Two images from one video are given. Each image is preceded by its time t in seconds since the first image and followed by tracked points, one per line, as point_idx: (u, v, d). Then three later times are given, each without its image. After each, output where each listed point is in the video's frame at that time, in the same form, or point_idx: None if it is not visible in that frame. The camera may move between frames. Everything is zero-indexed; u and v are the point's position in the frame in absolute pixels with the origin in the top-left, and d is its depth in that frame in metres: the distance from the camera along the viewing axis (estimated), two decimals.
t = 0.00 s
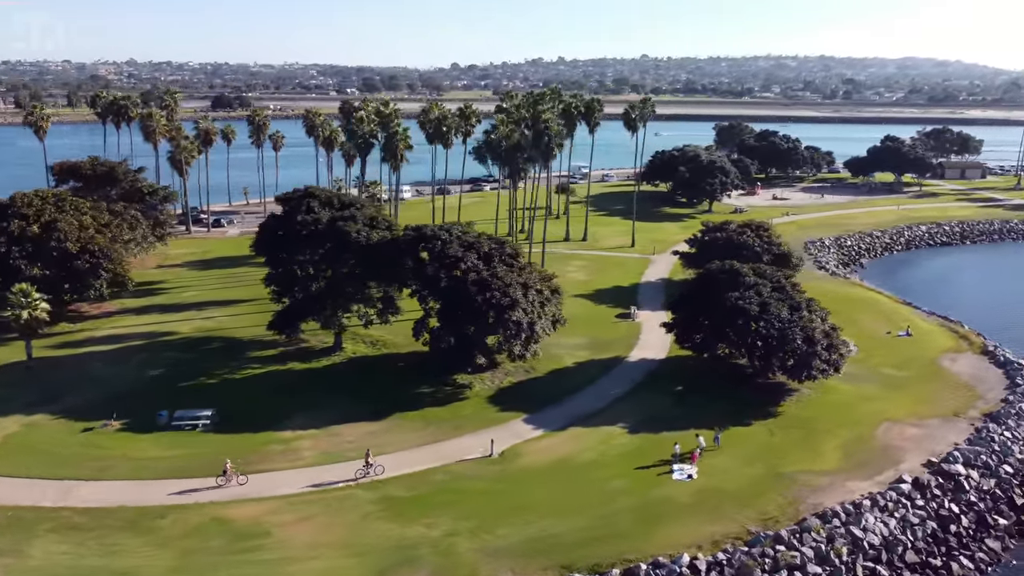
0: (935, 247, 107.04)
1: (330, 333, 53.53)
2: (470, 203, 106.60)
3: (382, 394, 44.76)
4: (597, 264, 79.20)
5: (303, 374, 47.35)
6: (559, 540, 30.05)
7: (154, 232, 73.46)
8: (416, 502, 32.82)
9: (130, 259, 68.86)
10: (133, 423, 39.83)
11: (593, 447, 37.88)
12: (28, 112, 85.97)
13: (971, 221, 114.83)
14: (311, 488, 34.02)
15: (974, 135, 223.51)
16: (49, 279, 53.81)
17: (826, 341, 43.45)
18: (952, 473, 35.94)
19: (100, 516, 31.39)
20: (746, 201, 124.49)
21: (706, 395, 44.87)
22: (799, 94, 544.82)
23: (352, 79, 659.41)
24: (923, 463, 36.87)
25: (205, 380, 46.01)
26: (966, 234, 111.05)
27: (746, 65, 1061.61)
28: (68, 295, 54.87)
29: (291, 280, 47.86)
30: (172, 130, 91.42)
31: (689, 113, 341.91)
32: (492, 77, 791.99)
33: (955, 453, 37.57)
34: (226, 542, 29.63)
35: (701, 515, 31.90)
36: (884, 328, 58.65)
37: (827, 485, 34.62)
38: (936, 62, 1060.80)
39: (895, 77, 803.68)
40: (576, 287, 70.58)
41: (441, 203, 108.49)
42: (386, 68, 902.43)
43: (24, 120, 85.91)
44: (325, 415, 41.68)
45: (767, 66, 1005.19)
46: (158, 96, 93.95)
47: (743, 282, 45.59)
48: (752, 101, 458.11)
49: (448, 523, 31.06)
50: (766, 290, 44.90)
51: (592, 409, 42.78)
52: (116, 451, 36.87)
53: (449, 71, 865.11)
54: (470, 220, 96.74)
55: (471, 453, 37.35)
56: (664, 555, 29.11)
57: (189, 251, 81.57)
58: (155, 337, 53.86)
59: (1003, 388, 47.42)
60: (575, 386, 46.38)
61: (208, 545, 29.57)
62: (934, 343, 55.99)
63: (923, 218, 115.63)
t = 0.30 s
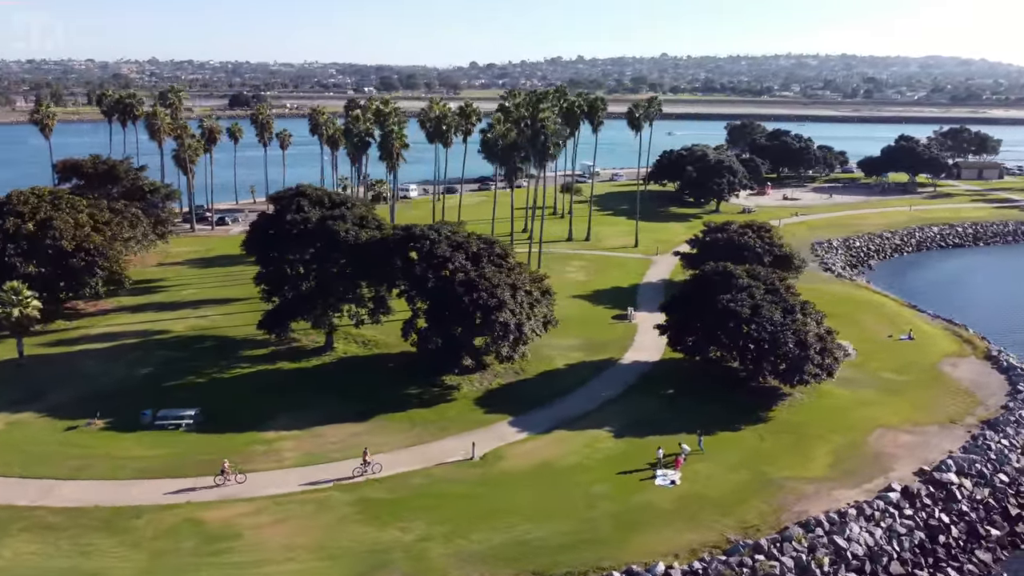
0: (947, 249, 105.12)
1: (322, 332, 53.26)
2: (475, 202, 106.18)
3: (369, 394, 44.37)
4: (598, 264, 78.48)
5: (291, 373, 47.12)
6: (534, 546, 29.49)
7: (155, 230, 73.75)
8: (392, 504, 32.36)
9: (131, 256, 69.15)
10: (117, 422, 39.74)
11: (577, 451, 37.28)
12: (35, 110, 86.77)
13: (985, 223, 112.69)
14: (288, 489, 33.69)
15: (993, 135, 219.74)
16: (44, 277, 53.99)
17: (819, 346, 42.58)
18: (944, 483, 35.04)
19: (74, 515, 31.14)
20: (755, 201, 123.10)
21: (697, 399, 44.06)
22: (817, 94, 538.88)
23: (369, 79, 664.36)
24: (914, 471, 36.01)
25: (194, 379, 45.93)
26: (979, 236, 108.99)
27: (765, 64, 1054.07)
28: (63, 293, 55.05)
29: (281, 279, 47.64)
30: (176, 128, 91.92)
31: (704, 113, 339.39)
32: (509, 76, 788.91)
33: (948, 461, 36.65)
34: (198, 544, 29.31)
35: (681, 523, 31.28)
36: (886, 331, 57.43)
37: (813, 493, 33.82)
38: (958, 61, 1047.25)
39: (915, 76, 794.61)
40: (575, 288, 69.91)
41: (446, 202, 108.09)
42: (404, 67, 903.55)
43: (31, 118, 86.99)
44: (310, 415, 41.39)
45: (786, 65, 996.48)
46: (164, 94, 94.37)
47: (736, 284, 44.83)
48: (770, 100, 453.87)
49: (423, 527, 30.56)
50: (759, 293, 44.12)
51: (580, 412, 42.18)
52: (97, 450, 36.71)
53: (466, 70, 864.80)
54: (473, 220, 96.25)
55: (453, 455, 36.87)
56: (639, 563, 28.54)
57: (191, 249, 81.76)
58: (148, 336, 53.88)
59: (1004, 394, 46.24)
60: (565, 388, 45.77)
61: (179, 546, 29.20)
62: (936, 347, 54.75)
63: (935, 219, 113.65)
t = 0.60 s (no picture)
0: (958, 251, 103.44)
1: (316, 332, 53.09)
2: (479, 201, 105.81)
3: (357, 395, 44.13)
4: (600, 264, 77.93)
5: (282, 374, 46.97)
6: (509, 553, 29.09)
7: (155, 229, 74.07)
8: (370, 508, 32.07)
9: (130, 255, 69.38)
10: (103, 421, 39.74)
11: (562, 455, 36.81)
12: (40, 109, 87.32)
13: (998, 224, 110.88)
14: (267, 492, 33.50)
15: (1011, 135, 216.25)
16: (40, 275, 53.91)
17: (812, 349, 41.89)
18: (935, 490, 34.29)
19: (51, 515, 31.10)
20: (763, 201, 121.91)
21: (689, 402, 43.45)
22: (833, 92, 533.71)
23: (383, 77, 665.47)
24: (906, 478, 35.26)
25: (183, 378, 45.90)
26: (991, 237, 107.23)
27: (781, 63, 1046.09)
28: (59, 291, 55.08)
29: (272, 278, 47.43)
30: (180, 126, 92.30)
31: (718, 113, 337.24)
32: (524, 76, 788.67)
33: (941, 468, 35.82)
34: (171, 546, 29.17)
35: (662, 529, 30.78)
36: (887, 335, 56.49)
37: (799, 500, 33.19)
38: (977, 60, 1034.19)
39: (935, 76, 783.74)
40: (574, 288, 69.35)
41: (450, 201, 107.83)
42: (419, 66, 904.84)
43: (35, 117, 87.44)
44: (295, 416, 41.18)
45: (803, 64, 988.10)
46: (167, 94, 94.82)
47: (729, 286, 44.16)
48: (786, 99, 449.94)
49: (399, 531, 30.26)
50: (752, 295, 43.44)
51: (568, 415, 41.71)
52: (80, 450, 36.73)
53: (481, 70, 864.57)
54: (476, 219, 95.93)
55: (436, 458, 36.54)
56: (616, 570, 28.07)
57: (192, 248, 82.00)
58: (142, 335, 54.02)
59: (1004, 400, 45.29)
60: (555, 390, 45.30)
61: (153, 548, 29.09)
62: (937, 351, 53.79)
63: (946, 220, 112.00)
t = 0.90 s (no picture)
0: (971, 252, 101.48)
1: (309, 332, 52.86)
2: (484, 200, 105.39)
3: (343, 396, 43.80)
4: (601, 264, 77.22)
5: (271, 374, 46.74)
6: (483, 558, 28.55)
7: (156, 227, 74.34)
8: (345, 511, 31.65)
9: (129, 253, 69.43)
10: (87, 420, 39.67)
11: (544, 459, 36.24)
12: (46, 108, 88.03)
13: (1013, 225, 108.68)
14: (244, 492, 33.19)
15: None
16: (36, 273, 54.29)
17: (804, 353, 41.05)
18: (925, 500, 33.41)
19: (25, 513, 30.93)
20: (772, 202, 120.50)
21: (680, 405, 42.71)
22: (852, 92, 527.71)
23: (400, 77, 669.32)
24: (896, 487, 34.39)
25: (172, 378, 45.78)
26: (1006, 239, 105.10)
27: (800, 62, 1037.55)
28: (55, 289, 55.42)
29: (261, 277, 47.24)
30: (186, 124, 92.63)
31: (734, 113, 334.62)
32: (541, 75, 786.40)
33: (933, 477, 34.93)
34: (142, 547, 28.88)
35: (640, 536, 30.11)
36: (888, 338, 55.40)
37: (784, 508, 32.37)
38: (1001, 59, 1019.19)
39: (957, 75, 773.02)
40: (573, 288, 68.72)
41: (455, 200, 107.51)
42: (436, 65, 905.78)
43: (42, 115, 88.15)
44: (279, 417, 40.92)
45: (823, 63, 976.88)
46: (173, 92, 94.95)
47: (720, 289, 43.40)
48: (804, 98, 445.30)
49: (372, 535, 29.80)
50: (744, 297, 42.64)
51: (555, 418, 41.11)
52: (60, 448, 36.64)
53: (499, 69, 863.61)
54: (480, 219, 95.49)
55: (416, 461, 36.08)
56: None
57: (195, 246, 82.21)
58: (136, 333, 54.08)
59: (1005, 407, 44.16)
60: (544, 393, 44.73)
61: (123, 548, 28.82)
62: (939, 356, 52.63)
63: (959, 221, 109.99)
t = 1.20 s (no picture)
0: (982, 254, 99.85)
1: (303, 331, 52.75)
2: (488, 199, 105.06)
3: (332, 397, 43.60)
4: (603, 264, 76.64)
5: (261, 374, 46.65)
6: (458, 564, 28.17)
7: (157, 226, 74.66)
8: (322, 514, 31.42)
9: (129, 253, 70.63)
10: (73, 418, 39.73)
11: (528, 463, 35.85)
12: (52, 106, 88.59)
13: None
14: (222, 494, 33.05)
15: None
16: (33, 270, 54.63)
17: (797, 357, 40.37)
18: (915, 509, 32.66)
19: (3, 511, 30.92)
20: (781, 202, 119.32)
21: (670, 409, 42.12)
22: (868, 91, 522.73)
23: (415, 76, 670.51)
24: (885, 495, 33.65)
25: (162, 377, 45.82)
26: (1019, 241, 103.35)
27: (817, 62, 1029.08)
28: (52, 286, 55.75)
29: (252, 276, 47.10)
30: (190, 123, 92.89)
31: (748, 112, 332.28)
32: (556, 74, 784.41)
33: (924, 485, 34.13)
34: (116, 547, 28.78)
35: (618, 543, 29.62)
36: (888, 342, 54.45)
37: (768, 516, 31.76)
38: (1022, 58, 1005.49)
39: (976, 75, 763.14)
40: (572, 289, 68.21)
41: (460, 199, 107.34)
42: (453, 65, 907.65)
43: (48, 113, 88.71)
44: (266, 416, 40.78)
45: (841, 62, 968.23)
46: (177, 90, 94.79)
47: (713, 291, 42.76)
48: (820, 97, 441.33)
49: (348, 539, 29.55)
50: (737, 300, 41.98)
51: (543, 421, 40.67)
52: (45, 445, 36.65)
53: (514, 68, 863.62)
54: (484, 218, 95.15)
55: (398, 464, 35.83)
56: None
57: (198, 244, 82.51)
58: (131, 331, 54.23)
59: (1004, 413, 43.19)
60: (534, 395, 44.31)
61: (97, 549, 28.70)
62: (940, 360, 51.63)
63: (971, 223, 108.29)
